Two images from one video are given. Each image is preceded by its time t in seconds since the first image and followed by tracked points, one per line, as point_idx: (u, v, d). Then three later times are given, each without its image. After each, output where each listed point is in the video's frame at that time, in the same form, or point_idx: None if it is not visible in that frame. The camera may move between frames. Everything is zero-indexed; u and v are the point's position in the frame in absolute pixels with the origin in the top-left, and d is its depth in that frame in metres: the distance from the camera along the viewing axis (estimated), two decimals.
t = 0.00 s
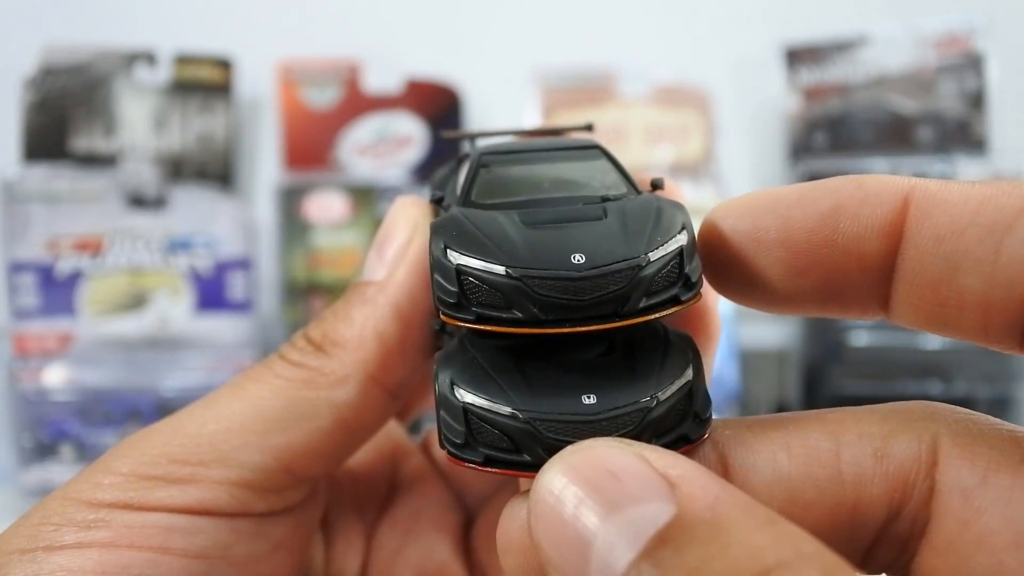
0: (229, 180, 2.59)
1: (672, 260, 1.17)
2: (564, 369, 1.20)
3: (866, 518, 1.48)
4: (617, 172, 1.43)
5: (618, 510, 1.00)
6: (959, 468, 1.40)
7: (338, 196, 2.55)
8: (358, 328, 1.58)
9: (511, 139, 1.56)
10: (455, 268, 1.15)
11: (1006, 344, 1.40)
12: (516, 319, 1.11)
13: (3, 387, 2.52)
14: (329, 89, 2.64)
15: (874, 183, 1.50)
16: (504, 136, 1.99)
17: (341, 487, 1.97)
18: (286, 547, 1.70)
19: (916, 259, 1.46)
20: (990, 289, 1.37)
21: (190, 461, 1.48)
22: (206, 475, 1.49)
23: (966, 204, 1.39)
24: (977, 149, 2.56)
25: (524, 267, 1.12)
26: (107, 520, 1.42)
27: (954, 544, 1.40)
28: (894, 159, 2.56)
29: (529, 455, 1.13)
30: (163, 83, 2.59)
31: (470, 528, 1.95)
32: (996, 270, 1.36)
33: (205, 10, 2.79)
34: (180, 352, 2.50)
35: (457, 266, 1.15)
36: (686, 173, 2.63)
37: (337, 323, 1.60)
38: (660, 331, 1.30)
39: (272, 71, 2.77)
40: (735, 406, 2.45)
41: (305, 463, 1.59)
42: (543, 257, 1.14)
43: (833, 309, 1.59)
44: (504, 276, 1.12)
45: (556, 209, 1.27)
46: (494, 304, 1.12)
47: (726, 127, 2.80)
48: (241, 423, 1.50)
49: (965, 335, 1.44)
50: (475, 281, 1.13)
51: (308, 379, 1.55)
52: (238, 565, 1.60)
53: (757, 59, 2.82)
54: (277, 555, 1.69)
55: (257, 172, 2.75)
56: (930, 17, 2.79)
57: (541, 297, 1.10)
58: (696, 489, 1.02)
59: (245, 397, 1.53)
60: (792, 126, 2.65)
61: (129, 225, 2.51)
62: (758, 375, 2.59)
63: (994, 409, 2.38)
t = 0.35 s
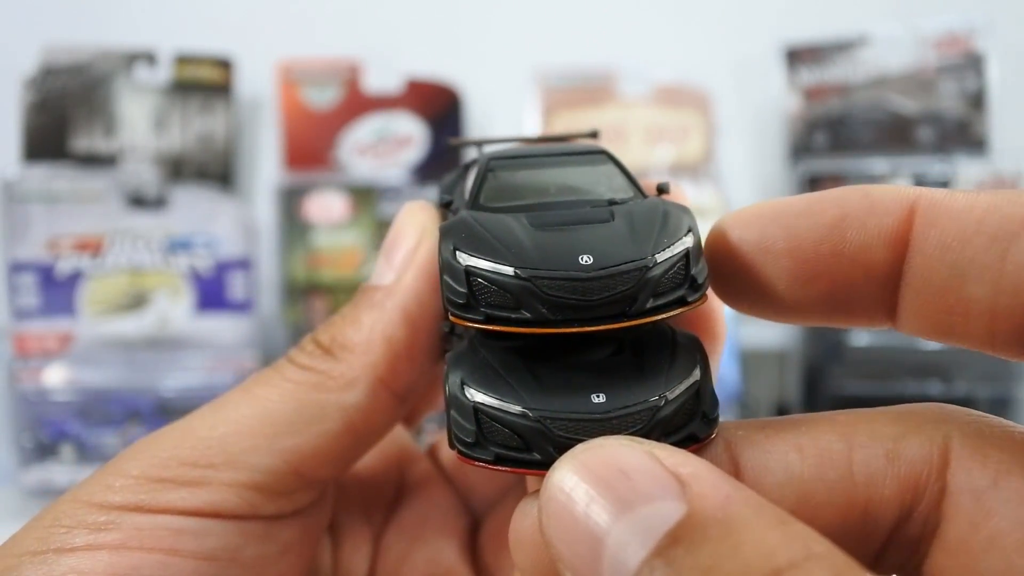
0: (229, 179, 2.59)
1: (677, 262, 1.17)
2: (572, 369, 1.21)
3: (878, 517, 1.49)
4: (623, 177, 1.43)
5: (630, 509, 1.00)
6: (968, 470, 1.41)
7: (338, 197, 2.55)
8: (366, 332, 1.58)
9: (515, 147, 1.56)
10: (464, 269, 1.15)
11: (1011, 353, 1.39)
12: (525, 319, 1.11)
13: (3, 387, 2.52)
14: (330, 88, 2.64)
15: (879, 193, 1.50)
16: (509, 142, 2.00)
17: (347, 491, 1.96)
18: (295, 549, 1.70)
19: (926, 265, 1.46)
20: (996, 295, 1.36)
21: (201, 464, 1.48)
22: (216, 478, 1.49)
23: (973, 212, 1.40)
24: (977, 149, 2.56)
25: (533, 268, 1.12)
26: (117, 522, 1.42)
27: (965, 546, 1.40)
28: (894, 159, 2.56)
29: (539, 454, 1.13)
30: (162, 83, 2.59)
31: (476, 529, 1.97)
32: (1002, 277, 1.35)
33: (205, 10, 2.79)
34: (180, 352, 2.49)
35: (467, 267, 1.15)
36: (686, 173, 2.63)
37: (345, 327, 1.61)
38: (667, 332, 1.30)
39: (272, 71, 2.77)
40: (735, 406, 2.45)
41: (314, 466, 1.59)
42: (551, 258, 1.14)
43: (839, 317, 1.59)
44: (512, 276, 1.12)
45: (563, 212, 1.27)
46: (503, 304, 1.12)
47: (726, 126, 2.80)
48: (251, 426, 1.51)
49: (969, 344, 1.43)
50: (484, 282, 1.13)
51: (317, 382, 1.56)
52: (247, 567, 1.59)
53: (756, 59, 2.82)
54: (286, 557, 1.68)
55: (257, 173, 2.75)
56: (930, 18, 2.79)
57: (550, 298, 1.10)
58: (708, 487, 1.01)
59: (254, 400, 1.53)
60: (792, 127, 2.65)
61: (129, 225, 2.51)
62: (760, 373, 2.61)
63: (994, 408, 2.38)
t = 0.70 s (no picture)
0: (228, 179, 2.59)
1: (674, 261, 1.18)
2: (565, 365, 1.21)
3: (848, 529, 1.49)
4: (618, 172, 1.43)
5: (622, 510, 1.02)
6: (950, 486, 1.39)
7: (338, 197, 2.54)
8: (361, 323, 1.59)
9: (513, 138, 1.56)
10: (459, 265, 1.15)
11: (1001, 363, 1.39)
12: (519, 317, 1.12)
13: (3, 387, 2.52)
14: (329, 89, 2.64)
15: (863, 206, 1.50)
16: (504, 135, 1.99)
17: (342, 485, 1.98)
18: (291, 543, 1.70)
19: (909, 280, 1.45)
20: (981, 308, 1.36)
21: (194, 457, 1.48)
22: (210, 471, 1.49)
23: (956, 225, 1.39)
24: (977, 149, 2.57)
25: (528, 265, 1.13)
26: (111, 516, 1.42)
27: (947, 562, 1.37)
28: (894, 159, 2.56)
29: (530, 451, 1.14)
30: (163, 83, 2.59)
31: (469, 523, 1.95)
32: (987, 291, 1.35)
33: (203, 10, 2.79)
34: (180, 352, 2.49)
35: (461, 263, 1.15)
36: (686, 173, 2.63)
37: (340, 318, 1.61)
38: (661, 330, 1.30)
39: (272, 71, 2.77)
40: (736, 405, 2.46)
41: (309, 458, 1.59)
42: (546, 255, 1.14)
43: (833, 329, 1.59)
44: (507, 273, 1.12)
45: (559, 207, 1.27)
46: (498, 301, 1.13)
47: (726, 127, 2.80)
48: (245, 419, 1.51)
49: (958, 355, 1.43)
50: (479, 278, 1.14)
51: (311, 374, 1.55)
52: (242, 561, 1.60)
53: (757, 59, 2.82)
54: (280, 552, 1.68)
55: (258, 172, 2.75)
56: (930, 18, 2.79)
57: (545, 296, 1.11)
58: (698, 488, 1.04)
59: (248, 392, 1.53)
60: (792, 127, 2.65)
61: (129, 224, 2.51)
62: (760, 375, 2.60)
63: (993, 411, 2.38)
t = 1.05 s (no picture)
0: (228, 179, 2.60)
1: (628, 207, 1.17)
2: (520, 318, 1.21)
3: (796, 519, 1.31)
4: (579, 123, 1.45)
5: (631, 489, 1.00)
6: (918, 481, 1.22)
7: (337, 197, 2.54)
8: (324, 292, 1.57)
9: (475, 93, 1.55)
10: (403, 217, 1.16)
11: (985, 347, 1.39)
12: (464, 267, 1.12)
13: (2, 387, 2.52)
14: (330, 89, 2.64)
15: (840, 189, 1.47)
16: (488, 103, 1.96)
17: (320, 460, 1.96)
18: (266, 518, 1.65)
19: (886, 264, 1.43)
20: (965, 292, 1.34)
21: (160, 435, 1.47)
22: (177, 448, 1.48)
23: (936, 208, 1.37)
24: (977, 149, 2.56)
25: (472, 214, 1.12)
26: (77, 497, 1.42)
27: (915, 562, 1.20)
28: (894, 159, 2.55)
29: (477, 406, 1.14)
30: (163, 83, 2.59)
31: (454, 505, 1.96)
32: (970, 274, 1.33)
33: (200, 8, 2.80)
34: (180, 352, 2.48)
35: (405, 215, 1.16)
36: (686, 173, 2.62)
37: (304, 288, 1.60)
38: (623, 282, 1.30)
39: (272, 71, 2.78)
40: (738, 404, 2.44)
41: (279, 432, 1.58)
42: (492, 203, 1.14)
43: (812, 319, 1.54)
44: (451, 223, 1.13)
45: (514, 156, 1.27)
46: (443, 252, 1.13)
47: (726, 128, 2.80)
48: (211, 393, 1.50)
49: (942, 340, 1.42)
50: (423, 230, 1.14)
51: (278, 345, 1.55)
52: (218, 539, 1.56)
53: (757, 60, 2.82)
54: (254, 528, 1.63)
55: (258, 171, 2.75)
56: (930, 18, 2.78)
57: (489, 244, 1.11)
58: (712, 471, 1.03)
59: (214, 366, 1.52)
60: (792, 127, 2.64)
61: (128, 224, 2.52)
62: (759, 371, 2.59)
63: (994, 410, 2.37)
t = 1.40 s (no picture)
0: (228, 179, 2.58)
1: (625, 221, 1.16)
2: (516, 326, 1.20)
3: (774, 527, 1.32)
4: (581, 130, 1.44)
5: (590, 505, 0.99)
6: (894, 490, 1.23)
7: (336, 197, 2.55)
8: (326, 289, 1.55)
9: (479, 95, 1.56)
10: (400, 220, 1.16)
11: (973, 350, 1.39)
12: (458, 274, 1.11)
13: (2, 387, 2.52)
14: (329, 89, 2.64)
15: (823, 200, 1.45)
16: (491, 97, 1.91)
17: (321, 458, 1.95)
18: (266, 515, 1.64)
19: (874, 270, 1.41)
20: (951, 296, 1.35)
21: (161, 432, 1.46)
22: (178, 445, 1.47)
23: (918, 213, 1.37)
24: (976, 149, 2.56)
25: (467, 220, 1.12)
26: (80, 495, 1.42)
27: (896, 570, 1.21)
28: (894, 159, 2.55)
29: (471, 413, 1.14)
30: (162, 83, 2.58)
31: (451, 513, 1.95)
32: (956, 279, 1.33)
33: (200, 8, 2.79)
34: (178, 353, 2.48)
35: (402, 218, 1.15)
36: (686, 172, 2.62)
37: (309, 286, 1.58)
38: (621, 291, 1.28)
39: (271, 71, 2.77)
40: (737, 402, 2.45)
41: (281, 429, 1.56)
42: (488, 210, 1.13)
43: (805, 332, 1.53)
44: (446, 229, 1.12)
45: (513, 164, 1.26)
46: (437, 258, 1.13)
47: (726, 127, 2.79)
48: (209, 390, 1.48)
49: (932, 346, 1.42)
50: (418, 234, 1.14)
51: (278, 342, 1.52)
52: (219, 536, 1.55)
53: (758, 59, 2.82)
54: (253, 526, 1.62)
55: (257, 170, 2.73)
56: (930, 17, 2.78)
57: (483, 252, 1.10)
58: (670, 486, 1.02)
59: (213, 363, 1.51)
60: (792, 127, 2.64)
61: (127, 225, 2.51)
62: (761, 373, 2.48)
63: (993, 412, 2.36)
